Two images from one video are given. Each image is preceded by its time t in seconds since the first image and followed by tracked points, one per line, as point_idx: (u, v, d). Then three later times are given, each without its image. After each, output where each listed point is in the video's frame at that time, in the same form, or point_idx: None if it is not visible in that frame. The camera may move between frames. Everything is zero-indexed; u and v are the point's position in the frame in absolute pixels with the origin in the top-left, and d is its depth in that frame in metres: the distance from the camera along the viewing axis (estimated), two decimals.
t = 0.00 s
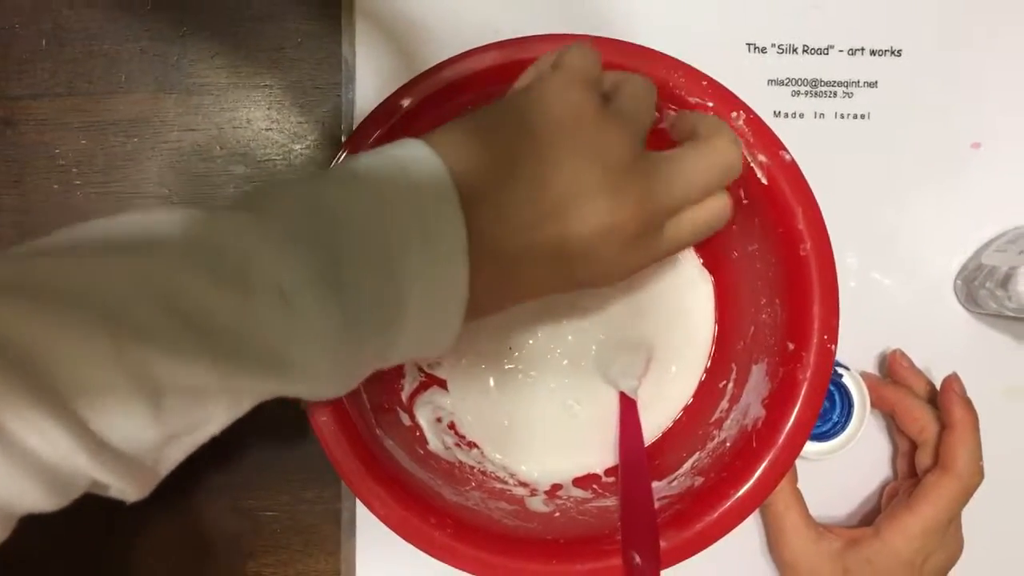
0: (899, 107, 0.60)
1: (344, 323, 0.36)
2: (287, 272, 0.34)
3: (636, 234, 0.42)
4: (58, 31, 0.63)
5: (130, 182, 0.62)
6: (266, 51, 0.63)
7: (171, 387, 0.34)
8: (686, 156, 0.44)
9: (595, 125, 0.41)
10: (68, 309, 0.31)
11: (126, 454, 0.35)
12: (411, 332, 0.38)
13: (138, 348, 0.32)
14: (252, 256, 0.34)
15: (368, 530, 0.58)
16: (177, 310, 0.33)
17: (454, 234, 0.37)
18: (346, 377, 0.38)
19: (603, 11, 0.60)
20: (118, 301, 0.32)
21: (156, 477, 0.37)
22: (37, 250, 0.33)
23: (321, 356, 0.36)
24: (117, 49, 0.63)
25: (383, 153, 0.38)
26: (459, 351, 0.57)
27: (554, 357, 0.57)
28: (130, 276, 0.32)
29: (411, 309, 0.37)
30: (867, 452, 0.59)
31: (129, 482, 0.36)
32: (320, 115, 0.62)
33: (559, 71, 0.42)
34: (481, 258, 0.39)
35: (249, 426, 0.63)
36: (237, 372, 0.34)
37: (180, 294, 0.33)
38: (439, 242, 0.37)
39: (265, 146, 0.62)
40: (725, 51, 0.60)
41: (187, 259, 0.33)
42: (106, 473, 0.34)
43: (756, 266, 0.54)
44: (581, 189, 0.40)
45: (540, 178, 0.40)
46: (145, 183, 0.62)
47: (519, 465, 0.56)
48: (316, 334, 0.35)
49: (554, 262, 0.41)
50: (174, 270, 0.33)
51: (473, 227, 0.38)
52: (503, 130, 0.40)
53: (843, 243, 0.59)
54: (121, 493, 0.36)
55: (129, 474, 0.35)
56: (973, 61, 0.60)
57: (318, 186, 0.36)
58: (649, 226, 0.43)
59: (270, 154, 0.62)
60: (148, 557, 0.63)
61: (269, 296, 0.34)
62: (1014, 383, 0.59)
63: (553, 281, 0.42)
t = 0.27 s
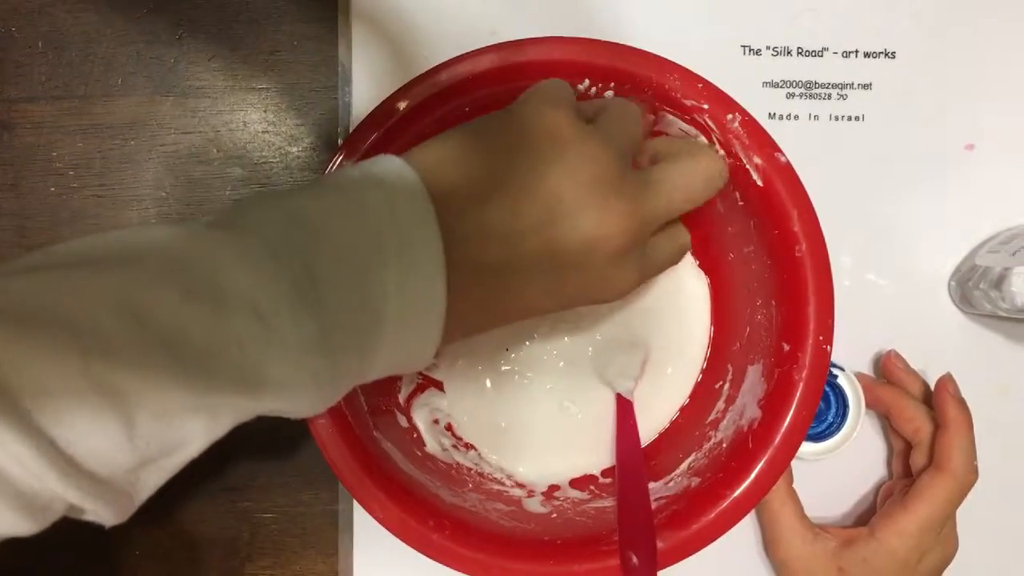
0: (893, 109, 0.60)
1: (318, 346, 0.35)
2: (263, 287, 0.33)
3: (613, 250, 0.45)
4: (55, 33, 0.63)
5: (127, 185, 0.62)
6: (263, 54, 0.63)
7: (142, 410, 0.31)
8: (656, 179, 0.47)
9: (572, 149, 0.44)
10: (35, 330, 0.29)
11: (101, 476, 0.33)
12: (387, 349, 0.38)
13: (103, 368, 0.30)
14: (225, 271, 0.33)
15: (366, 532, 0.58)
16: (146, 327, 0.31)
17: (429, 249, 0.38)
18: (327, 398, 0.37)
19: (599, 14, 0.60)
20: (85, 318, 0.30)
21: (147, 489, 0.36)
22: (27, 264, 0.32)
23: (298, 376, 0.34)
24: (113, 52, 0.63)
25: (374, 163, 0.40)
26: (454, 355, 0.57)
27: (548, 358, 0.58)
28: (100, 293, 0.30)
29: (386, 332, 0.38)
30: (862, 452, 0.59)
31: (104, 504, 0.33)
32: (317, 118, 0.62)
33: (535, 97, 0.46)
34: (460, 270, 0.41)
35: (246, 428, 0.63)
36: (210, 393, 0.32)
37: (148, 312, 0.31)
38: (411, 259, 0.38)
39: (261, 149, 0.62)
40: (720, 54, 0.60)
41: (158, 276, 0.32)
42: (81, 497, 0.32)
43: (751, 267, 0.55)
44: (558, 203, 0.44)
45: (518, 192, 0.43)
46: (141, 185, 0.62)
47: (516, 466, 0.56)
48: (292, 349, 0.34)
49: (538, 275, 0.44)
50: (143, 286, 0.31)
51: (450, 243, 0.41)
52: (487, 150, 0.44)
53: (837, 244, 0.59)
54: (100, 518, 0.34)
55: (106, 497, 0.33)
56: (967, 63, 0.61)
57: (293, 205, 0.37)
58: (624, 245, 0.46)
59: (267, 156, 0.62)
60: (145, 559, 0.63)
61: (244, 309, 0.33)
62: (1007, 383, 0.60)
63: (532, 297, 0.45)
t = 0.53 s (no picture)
0: (891, 107, 0.60)
1: (312, 344, 0.34)
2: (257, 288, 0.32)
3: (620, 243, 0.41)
4: (55, 33, 0.63)
5: (126, 185, 0.62)
6: (263, 53, 0.63)
7: (137, 411, 0.32)
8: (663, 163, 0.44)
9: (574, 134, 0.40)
10: (35, 332, 0.30)
11: (96, 477, 0.33)
12: (384, 348, 0.37)
13: (99, 369, 0.31)
14: (219, 270, 0.32)
15: (367, 531, 0.58)
16: (142, 328, 0.31)
17: (419, 247, 0.36)
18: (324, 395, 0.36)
19: (599, 12, 0.60)
20: (82, 321, 0.30)
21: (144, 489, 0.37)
22: (26, 264, 0.32)
23: (293, 379, 0.34)
24: (113, 52, 0.63)
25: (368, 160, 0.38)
26: (455, 353, 0.57)
27: (549, 355, 0.58)
28: (96, 293, 0.31)
29: (382, 327, 0.36)
30: (862, 450, 0.60)
31: (100, 505, 0.34)
32: (317, 117, 0.62)
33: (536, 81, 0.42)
34: (457, 267, 0.39)
35: (247, 426, 0.63)
36: (204, 394, 0.33)
37: (143, 313, 0.31)
38: (404, 256, 0.36)
39: (261, 148, 0.62)
40: (719, 52, 0.60)
41: (155, 275, 0.32)
42: (76, 499, 0.33)
43: (751, 265, 0.55)
44: (558, 196, 0.39)
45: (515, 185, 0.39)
46: (141, 185, 0.62)
47: (516, 464, 0.57)
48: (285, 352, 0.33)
49: (537, 269, 0.41)
50: (139, 287, 0.31)
51: (446, 241, 0.38)
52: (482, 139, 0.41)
53: (836, 242, 0.60)
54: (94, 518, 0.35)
55: (103, 498, 0.34)
56: (966, 62, 0.61)
57: (288, 204, 0.35)
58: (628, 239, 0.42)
59: (267, 155, 0.62)
60: (147, 558, 0.63)
61: (237, 311, 0.32)
62: (1007, 381, 0.60)
63: (536, 291, 0.42)
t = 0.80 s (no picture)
0: (898, 104, 0.60)
1: (312, 343, 0.33)
2: (255, 285, 0.32)
3: (626, 245, 0.40)
4: (58, 28, 0.63)
5: (130, 181, 0.62)
6: (267, 49, 0.63)
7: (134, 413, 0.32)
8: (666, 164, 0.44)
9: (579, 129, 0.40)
10: (30, 333, 0.30)
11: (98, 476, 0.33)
12: (386, 347, 0.36)
13: (95, 369, 0.31)
14: (218, 268, 0.32)
15: (372, 527, 0.58)
16: (139, 327, 0.31)
17: (425, 241, 0.35)
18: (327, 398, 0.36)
19: (604, 8, 0.60)
20: (77, 320, 0.30)
21: (147, 489, 0.37)
22: (30, 264, 0.32)
23: (294, 379, 0.33)
24: (117, 48, 0.63)
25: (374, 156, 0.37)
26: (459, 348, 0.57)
27: (553, 351, 0.57)
28: (95, 293, 0.31)
29: (384, 328, 0.35)
30: (868, 447, 0.59)
31: (101, 507, 0.34)
32: (322, 113, 0.62)
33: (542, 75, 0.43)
34: (460, 268, 0.38)
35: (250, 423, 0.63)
36: (203, 394, 0.32)
37: (141, 312, 0.31)
38: (409, 251, 0.35)
39: (266, 144, 0.62)
40: (725, 47, 0.60)
41: (154, 274, 0.32)
42: (77, 501, 0.33)
43: (757, 262, 0.55)
44: (562, 190, 0.39)
45: (520, 177, 0.39)
46: (145, 181, 0.62)
47: (521, 461, 0.56)
48: (283, 351, 0.33)
49: (543, 272, 0.40)
50: (138, 286, 0.31)
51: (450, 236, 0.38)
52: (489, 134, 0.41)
53: (842, 238, 0.59)
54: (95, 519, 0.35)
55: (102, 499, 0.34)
56: (973, 57, 0.61)
57: (288, 201, 0.34)
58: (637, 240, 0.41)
59: (272, 151, 0.62)
60: (151, 555, 0.63)
61: (236, 310, 0.32)
62: (1013, 378, 0.60)
63: (540, 295, 0.41)
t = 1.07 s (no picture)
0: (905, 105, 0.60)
1: (324, 356, 0.32)
2: (267, 296, 0.31)
3: (643, 255, 0.40)
4: (61, 28, 0.63)
5: (133, 181, 0.62)
6: (271, 49, 0.62)
7: (140, 422, 0.30)
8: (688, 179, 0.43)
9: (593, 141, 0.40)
10: (36, 337, 0.28)
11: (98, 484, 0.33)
12: (398, 361, 0.35)
13: (102, 378, 0.29)
14: (229, 277, 0.31)
15: (374, 529, 0.58)
16: (151, 334, 0.29)
17: (436, 250, 0.35)
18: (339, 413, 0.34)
19: (609, 8, 0.59)
20: (87, 326, 0.29)
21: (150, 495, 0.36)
22: (25, 269, 0.31)
23: (305, 393, 0.32)
24: (120, 47, 0.63)
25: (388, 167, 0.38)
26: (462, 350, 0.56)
27: (556, 353, 0.57)
28: (102, 299, 0.29)
29: (397, 343, 0.35)
30: (874, 450, 0.59)
31: (103, 516, 0.33)
32: (325, 114, 0.62)
33: (553, 88, 0.42)
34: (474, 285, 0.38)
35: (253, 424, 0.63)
36: (214, 403, 0.31)
37: (152, 319, 0.29)
38: (420, 264, 0.35)
39: (269, 144, 0.62)
40: (731, 48, 0.60)
41: (163, 282, 0.30)
42: (78, 511, 0.31)
43: (762, 264, 0.54)
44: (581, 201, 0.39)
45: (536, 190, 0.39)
46: (148, 181, 0.62)
47: (524, 463, 0.56)
48: (296, 364, 0.31)
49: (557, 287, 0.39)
50: (147, 293, 0.30)
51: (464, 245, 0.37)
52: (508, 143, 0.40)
53: (848, 241, 0.59)
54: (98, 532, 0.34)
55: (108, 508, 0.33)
56: (981, 59, 0.60)
57: (294, 214, 0.34)
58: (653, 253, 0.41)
59: (275, 152, 0.62)
60: (153, 556, 0.63)
61: (247, 319, 0.30)
62: (1020, 381, 0.59)
63: (556, 306, 0.40)
